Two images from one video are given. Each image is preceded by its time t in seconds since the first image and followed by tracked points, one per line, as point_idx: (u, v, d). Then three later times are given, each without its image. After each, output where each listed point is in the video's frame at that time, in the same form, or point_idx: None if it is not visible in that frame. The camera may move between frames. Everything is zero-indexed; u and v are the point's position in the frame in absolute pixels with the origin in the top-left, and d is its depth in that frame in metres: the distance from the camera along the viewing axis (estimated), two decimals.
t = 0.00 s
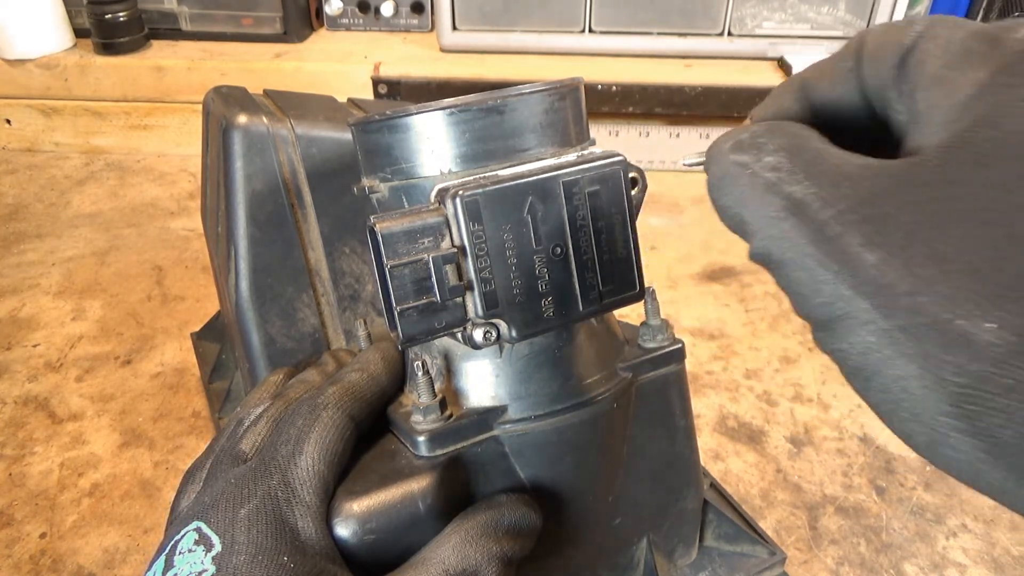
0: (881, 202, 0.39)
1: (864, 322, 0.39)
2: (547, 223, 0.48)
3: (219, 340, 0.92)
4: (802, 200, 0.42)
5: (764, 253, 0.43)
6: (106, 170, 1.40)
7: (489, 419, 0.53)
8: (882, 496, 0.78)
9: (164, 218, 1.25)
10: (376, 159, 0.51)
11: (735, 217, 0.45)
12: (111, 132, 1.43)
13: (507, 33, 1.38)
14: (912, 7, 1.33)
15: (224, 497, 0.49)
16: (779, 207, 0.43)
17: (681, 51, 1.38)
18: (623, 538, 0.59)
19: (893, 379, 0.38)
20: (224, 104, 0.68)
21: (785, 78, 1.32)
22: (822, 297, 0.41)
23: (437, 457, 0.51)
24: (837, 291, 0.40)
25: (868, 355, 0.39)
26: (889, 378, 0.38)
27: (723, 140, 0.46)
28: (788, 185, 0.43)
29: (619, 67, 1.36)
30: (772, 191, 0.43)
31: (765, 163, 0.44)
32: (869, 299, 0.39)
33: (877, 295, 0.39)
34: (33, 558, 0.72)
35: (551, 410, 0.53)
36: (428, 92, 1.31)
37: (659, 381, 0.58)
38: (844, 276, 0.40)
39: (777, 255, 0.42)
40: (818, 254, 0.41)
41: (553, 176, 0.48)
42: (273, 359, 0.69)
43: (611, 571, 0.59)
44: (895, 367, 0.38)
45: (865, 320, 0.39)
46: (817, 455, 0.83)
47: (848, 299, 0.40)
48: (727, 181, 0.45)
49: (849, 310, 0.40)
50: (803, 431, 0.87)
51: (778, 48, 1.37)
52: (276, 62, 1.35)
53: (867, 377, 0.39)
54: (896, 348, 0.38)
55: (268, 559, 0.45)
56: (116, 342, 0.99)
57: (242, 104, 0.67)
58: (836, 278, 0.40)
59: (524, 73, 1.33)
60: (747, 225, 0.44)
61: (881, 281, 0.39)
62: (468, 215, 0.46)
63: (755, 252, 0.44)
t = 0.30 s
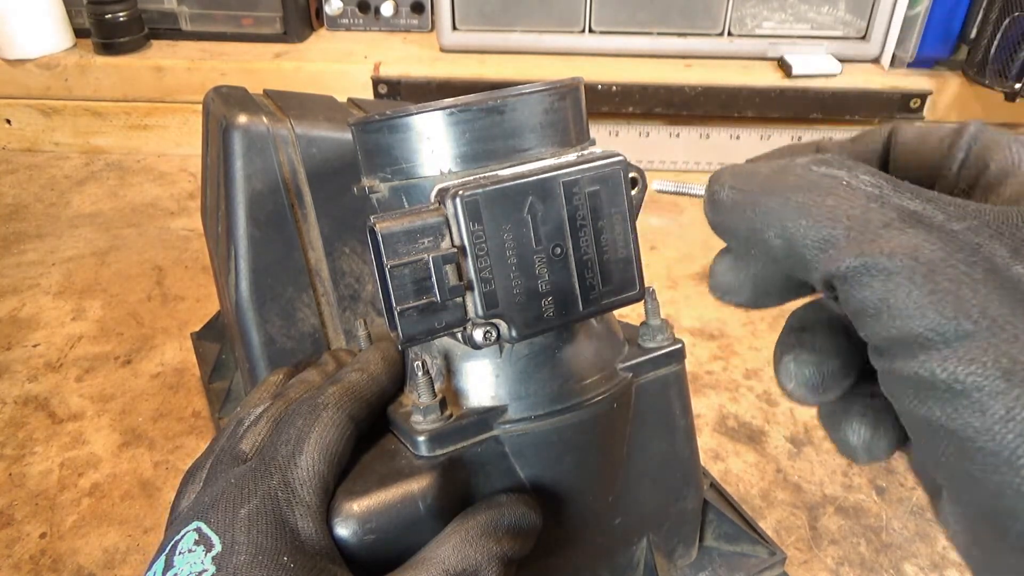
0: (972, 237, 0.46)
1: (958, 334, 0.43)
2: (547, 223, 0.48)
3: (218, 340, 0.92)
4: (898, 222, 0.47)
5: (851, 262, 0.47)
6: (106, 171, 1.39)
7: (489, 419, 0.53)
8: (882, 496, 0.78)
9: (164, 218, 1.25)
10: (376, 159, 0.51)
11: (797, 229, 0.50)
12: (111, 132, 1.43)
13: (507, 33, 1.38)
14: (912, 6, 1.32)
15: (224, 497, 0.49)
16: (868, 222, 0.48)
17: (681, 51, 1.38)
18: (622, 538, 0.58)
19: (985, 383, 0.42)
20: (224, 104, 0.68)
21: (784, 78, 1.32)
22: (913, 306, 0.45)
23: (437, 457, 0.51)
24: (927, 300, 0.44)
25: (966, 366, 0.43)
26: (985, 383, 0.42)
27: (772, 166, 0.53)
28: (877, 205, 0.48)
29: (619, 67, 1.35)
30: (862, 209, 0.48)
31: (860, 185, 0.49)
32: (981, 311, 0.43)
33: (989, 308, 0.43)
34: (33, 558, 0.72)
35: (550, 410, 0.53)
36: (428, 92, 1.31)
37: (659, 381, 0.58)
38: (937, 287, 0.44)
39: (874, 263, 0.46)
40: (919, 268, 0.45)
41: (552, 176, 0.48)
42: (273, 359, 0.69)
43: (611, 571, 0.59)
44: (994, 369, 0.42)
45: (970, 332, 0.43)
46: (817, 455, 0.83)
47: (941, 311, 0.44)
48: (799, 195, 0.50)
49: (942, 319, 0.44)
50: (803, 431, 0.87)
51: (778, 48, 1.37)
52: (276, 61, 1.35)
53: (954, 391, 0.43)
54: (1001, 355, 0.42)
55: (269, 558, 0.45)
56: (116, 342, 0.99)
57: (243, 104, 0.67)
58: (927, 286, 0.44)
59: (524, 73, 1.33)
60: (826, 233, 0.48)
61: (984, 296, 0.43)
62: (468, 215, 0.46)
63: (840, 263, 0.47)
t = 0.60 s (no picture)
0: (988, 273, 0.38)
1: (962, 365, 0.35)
2: (547, 223, 0.48)
3: (218, 340, 0.92)
4: (904, 258, 0.39)
5: (855, 293, 0.38)
6: (106, 170, 1.39)
7: (489, 419, 0.53)
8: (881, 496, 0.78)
9: (164, 218, 1.25)
10: (376, 159, 0.51)
11: (789, 267, 0.41)
12: (110, 131, 1.43)
13: (507, 33, 1.38)
14: (912, 6, 1.31)
15: (224, 497, 0.49)
16: (871, 258, 0.39)
17: (681, 51, 1.38)
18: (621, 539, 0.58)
19: (1001, 414, 0.32)
20: (224, 104, 0.68)
21: (784, 78, 1.32)
22: (913, 347, 0.36)
23: (437, 457, 0.51)
24: (930, 334, 0.36)
25: (974, 396, 0.33)
26: (1003, 415, 0.32)
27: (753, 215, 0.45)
28: (878, 242, 0.40)
29: (619, 67, 1.35)
30: (863, 245, 0.40)
31: (857, 227, 0.42)
32: (992, 337, 0.34)
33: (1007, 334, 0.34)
34: (33, 558, 0.72)
35: (550, 410, 0.54)
36: (428, 92, 1.31)
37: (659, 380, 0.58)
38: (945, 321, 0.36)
39: (880, 293, 0.38)
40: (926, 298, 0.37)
41: (553, 176, 0.48)
42: (273, 359, 0.69)
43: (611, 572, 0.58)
44: (1000, 397, 0.32)
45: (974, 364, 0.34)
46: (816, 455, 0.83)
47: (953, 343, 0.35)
48: (788, 234, 0.42)
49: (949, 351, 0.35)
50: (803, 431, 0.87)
51: (778, 48, 1.37)
52: (276, 62, 1.35)
53: (950, 429, 0.34)
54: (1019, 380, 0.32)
55: (269, 558, 0.45)
56: (116, 342, 0.99)
57: (243, 104, 0.67)
58: (930, 321, 0.36)
59: (524, 73, 1.33)
60: (822, 268, 0.40)
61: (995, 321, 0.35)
62: (468, 215, 0.46)
63: (842, 296, 0.38)
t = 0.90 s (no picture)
0: (917, 280, 0.41)
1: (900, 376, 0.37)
2: (546, 223, 0.48)
3: (218, 340, 0.92)
4: (839, 268, 0.41)
5: (791, 307, 0.40)
6: (105, 170, 1.39)
7: (489, 419, 0.53)
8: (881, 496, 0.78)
9: (164, 218, 1.25)
10: (375, 159, 0.50)
11: (722, 283, 0.43)
12: (110, 131, 1.43)
13: (507, 32, 1.38)
14: (912, 6, 1.31)
15: (224, 497, 0.49)
16: (806, 270, 0.41)
17: (681, 51, 1.38)
18: (621, 540, 0.58)
19: (943, 424, 0.35)
20: (224, 103, 0.68)
21: (784, 78, 1.32)
22: (852, 360, 0.38)
23: (437, 457, 0.51)
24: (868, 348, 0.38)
25: (916, 407, 0.35)
26: (945, 426, 0.35)
27: (687, 230, 0.47)
28: (811, 252, 0.42)
29: (619, 67, 1.35)
30: (798, 257, 0.42)
31: (790, 238, 0.44)
32: (926, 347, 0.37)
33: (941, 342, 0.37)
34: (33, 558, 0.72)
35: (550, 410, 0.54)
36: (428, 92, 1.31)
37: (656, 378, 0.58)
38: (881, 334, 0.38)
39: (815, 307, 0.40)
40: (862, 310, 0.39)
41: (553, 176, 0.48)
42: (273, 359, 0.69)
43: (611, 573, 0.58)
44: (942, 409, 0.35)
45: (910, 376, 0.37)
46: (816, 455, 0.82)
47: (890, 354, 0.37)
48: (722, 250, 0.44)
49: (888, 363, 0.37)
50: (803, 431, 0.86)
51: (778, 48, 1.37)
52: (276, 62, 1.35)
53: (895, 442, 0.36)
54: (956, 391, 0.35)
55: (269, 558, 0.45)
56: (116, 342, 0.99)
57: (242, 103, 0.67)
58: (867, 333, 0.38)
59: (525, 73, 1.33)
60: (757, 284, 0.42)
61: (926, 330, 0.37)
62: (468, 215, 0.46)
63: (777, 311, 0.40)
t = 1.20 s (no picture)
0: (887, 272, 0.41)
1: (870, 366, 0.37)
2: (547, 223, 0.49)
3: (218, 340, 0.92)
4: (810, 261, 0.42)
5: (761, 300, 0.40)
6: (105, 170, 1.39)
7: (489, 419, 0.53)
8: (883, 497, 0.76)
9: (164, 218, 1.25)
10: (375, 159, 0.50)
11: (694, 277, 0.43)
12: (110, 131, 1.43)
13: (507, 32, 1.38)
14: (912, 6, 1.31)
15: (224, 497, 0.49)
16: (775, 263, 0.42)
17: (681, 51, 1.38)
18: (622, 541, 0.57)
19: (914, 415, 0.34)
20: (224, 103, 0.68)
21: (784, 78, 1.32)
22: (822, 351, 0.38)
23: (437, 457, 0.52)
24: (838, 339, 0.38)
25: (886, 399, 0.35)
26: (916, 417, 0.34)
27: (660, 222, 0.47)
28: (782, 245, 0.43)
29: (619, 67, 1.35)
30: (768, 250, 0.43)
31: (762, 232, 0.44)
32: (897, 338, 0.37)
33: (912, 332, 0.37)
34: (33, 558, 0.72)
35: (550, 410, 0.54)
36: (428, 92, 1.31)
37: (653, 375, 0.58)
38: (852, 325, 0.38)
39: (785, 299, 0.40)
40: (832, 301, 0.39)
41: (553, 176, 0.48)
42: (273, 359, 0.70)
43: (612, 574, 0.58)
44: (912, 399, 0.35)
45: (881, 366, 0.37)
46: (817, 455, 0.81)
47: (860, 344, 0.37)
48: (693, 243, 0.44)
49: (859, 354, 0.37)
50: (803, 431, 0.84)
51: (778, 47, 1.37)
52: (276, 62, 1.35)
53: (867, 433, 0.36)
54: (926, 382, 0.35)
55: (269, 558, 0.45)
56: (116, 342, 0.99)
57: (242, 103, 0.67)
58: (837, 324, 0.38)
59: (525, 73, 1.33)
60: (729, 277, 0.42)
61: (897, 320, 0.38)
62: (468, 216, 0.46)
63: (749, 304, 0.40)
